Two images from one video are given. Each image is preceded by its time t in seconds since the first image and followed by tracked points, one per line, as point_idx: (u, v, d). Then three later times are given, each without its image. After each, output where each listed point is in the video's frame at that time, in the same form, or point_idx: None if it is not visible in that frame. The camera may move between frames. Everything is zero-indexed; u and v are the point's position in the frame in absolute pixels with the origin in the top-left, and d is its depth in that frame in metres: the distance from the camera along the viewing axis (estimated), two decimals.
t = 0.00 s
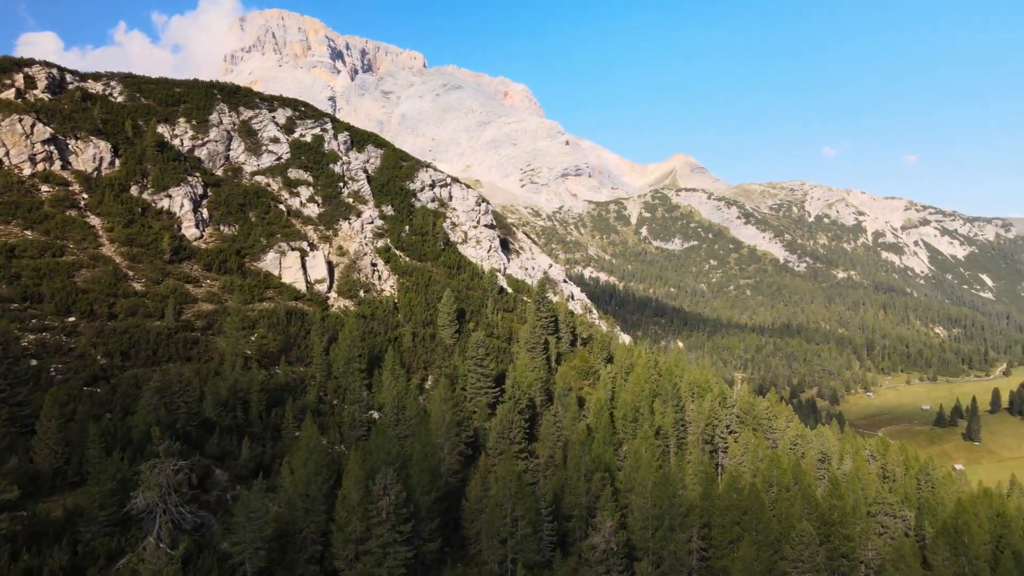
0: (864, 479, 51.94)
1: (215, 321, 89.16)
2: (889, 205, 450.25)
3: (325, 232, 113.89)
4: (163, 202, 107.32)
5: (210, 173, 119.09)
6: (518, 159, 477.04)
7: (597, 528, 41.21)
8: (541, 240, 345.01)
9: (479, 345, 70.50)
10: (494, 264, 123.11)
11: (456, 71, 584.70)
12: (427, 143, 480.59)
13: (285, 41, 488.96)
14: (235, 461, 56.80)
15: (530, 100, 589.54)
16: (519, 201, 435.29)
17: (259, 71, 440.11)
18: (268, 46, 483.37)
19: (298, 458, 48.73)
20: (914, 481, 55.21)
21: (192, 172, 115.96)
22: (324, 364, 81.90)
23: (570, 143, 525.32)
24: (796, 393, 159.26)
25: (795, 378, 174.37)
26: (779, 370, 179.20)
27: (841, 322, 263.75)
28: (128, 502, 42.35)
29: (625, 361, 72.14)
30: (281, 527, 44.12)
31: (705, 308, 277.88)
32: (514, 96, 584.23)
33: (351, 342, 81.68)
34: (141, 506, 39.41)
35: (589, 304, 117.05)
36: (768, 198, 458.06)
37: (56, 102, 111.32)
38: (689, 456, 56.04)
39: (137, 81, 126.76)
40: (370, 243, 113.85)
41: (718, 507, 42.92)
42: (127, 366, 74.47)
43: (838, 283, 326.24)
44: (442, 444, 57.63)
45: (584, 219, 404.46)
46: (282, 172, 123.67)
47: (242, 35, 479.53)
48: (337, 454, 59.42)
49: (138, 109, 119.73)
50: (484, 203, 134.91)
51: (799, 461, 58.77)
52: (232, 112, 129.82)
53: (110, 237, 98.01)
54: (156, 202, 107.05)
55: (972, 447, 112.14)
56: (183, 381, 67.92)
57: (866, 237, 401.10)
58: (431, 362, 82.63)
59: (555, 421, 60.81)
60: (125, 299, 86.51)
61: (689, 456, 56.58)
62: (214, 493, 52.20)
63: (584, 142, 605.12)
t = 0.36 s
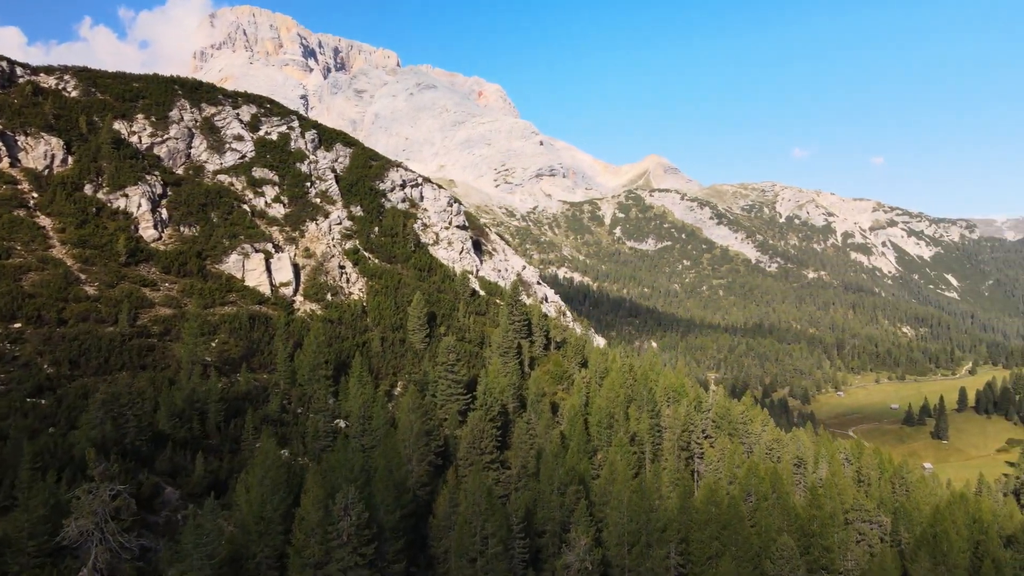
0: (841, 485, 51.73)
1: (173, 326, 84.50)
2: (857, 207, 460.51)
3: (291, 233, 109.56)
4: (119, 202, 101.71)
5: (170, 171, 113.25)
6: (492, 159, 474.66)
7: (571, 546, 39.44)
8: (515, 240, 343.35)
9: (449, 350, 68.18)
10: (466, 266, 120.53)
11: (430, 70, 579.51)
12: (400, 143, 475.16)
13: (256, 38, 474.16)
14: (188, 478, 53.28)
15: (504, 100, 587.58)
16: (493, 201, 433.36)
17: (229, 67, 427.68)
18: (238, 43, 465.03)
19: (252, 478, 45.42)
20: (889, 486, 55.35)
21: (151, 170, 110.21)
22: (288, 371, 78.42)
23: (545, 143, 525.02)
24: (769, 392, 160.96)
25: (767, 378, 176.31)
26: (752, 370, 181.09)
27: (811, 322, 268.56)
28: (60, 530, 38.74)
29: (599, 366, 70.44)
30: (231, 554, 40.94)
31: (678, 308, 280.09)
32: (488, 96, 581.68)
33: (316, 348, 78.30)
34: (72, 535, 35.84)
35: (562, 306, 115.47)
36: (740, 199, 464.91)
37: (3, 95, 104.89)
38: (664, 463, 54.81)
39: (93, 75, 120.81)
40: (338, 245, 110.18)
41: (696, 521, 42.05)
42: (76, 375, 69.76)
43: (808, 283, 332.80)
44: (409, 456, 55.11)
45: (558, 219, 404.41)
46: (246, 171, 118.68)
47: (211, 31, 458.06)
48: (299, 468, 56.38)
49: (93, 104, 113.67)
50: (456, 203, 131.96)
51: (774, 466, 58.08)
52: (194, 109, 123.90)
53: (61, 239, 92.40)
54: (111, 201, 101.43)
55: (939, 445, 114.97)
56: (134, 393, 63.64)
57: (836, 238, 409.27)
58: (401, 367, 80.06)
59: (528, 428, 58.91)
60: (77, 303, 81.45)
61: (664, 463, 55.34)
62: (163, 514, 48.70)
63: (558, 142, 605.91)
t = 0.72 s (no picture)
0: (817, 491, 51.91)
1: (128, 332, 79.80)
2: (827, 208, 470.65)
3: (255, 235, 105.25)
4: (71, 202, 95.83)
5: (128, 169, 107.08)
6: (466, 159, 471.40)
7: (545, 566, 37.87)
8: (490, 241, 341.07)
9: (419, 356, 65.69)
10: (437, 268, 117.81)
11: (404, 69, 572.50)
12: (374, 143, 469.08)
13: (227, 35, 450.87)
14: (137, 497, 49.84)
15: (479, 100, 584.12)
16: (467, 201, 430.42)
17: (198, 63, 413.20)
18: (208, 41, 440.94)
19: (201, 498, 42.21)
20: (863, 490, 56.37)
21: (107, 168, 104.06)
22: (250, 378, 74.81)
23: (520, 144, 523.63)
24: (742, 392, 162.58)
25: (739, 378, 178.04)
26: (724, 370, 182.94)
27: (783, 322, 273.01)
28: None
29: (573, 369, 68.77)
30: None
31: (652, 309, 281.88)
32: (463, 96, 577.50)
33: (280, 354, 74.86)
34: None
35: (536, 309, 113.81)
36: (713, 200, 470.99)
37: None
38: (640, 472, 53.34)
39: (46, 69, 114.52)
40: (305, 246, 106.39)
41: (675, 537, 41.49)
42: (19, 386, 65.06)
43: (779, 283, 338.57)
44: (375, 469, 52.67)
45: (533, 220, 403.68)
46: (208, 170, 113.35)
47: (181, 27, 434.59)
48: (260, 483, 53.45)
49: (44, 99, 107.14)
50: (427, 203, 128.97)
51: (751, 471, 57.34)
52: (153, 105, 117.64)
53: (7, 241, 86.67)
54: (64, 201, 95.57)
55: (908, 444, 117.59)
56: (82, 406, 59.56)
57: (806, 238, 417.12)
58: (369, 373, 77.36)
59: (501, 436, 57.04)
60: (23, 309, 76.33)
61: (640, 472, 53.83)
62: (106, 537, 45.37)
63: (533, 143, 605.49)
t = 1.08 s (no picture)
0: (796, 499, 51.65)
1: (80, 339, 74.91)
2: (798, 209, 479.55)
3: (218, 236, 100.05)
4: (20, 201, 88.60)
5: (82, 168, 100.03)
6: (441, 159, 467.19)
7: None
8: (464, 241, 338.49)
9: (388, 362, 63.18)
10: (408, 270, 114.49)
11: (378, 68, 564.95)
12: (347, 143, 462.93)
13: (198, 32, 435.59)
14: (79, 519, 46.46)
15: (454, 100, 579.75)
16: (441, 201, 426.30)
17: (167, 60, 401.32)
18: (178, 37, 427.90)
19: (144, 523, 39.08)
20: (841, 497, 56.98)
21: (59, 166, 96.82)
22: (210, 386, 70.97)
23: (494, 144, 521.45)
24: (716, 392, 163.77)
25: (713, 378, 179.47)
26: (698, 370, 184.22)
27: (755, 322, 276.71)
28: None
29: (547, 374, 66.96)
30: None
31: (627, 309, 283.12)
32: (437, 96, 572.69)
33: (241, 361, 71.20)
34: None
35: (510, 311, 111.99)
36: (686, 201, 476.18)
37: None
38: (616, 480, 52.04)
39: None
40: (269, 248, 102.17)
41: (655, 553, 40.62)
42: None
43: (751, 283, 343.52)
44: (338, 482, 50.09)
45: (508, 220, 402.18)
46: (168, 169, 107.14)
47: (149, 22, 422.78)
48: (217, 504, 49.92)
49: None
50: (398, 203, 125.64)
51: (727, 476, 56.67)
52: (110, 100, 110.54)
53: None
54: (12, 201, 88.23)
55: (879, 442, 119.61)
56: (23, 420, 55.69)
57: (778, 239, 424.36)
58: (337, 380, 74.53)
59: (473, 446, 55.05)
60: None
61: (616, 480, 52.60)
62: (43, 565, 42.12)
63: (508, 143, 604.14)
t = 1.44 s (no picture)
0: (775, 505, 51.59)
1: (32, 346, 69.73)
2: (772, 210, 487.56)
3: (182, 237, 94.28)
4: None
5: (35, 166, 91.11)
6: (418, 159, 462.05)
7: None
8: (441, 241, 335.53)
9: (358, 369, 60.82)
10: (380, 273, 110.04)
11: (354, 67, 557.19)
12: (323, 142, 455.31)
13: (170, 28, 432.90)
14: (20, 542, 43.47)
15: (431, 100, 574.08)
16: (418, 200, 421.12)
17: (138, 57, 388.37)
18: (150, 36, 417.76)
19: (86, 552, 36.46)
20: (818, 503, 57.42)
21: (10, 163, 87.72)
22: (172, 393, 67.64)
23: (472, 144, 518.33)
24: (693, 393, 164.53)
25: (690, 379, 180.62)
26: (675, 370, 185.51)
27: (731, 322, 280.04)
28: None
29: (523, 379, 65.14)
30: None
31: (605, 309, 283.87)
32: (414, 96, 567.07)
33: (205, 367, 67.57)
34: None
35: (486, 314, 109.95)
36: (663, 201, 480.43)
37: None
38: (593, 489, 50.75)
39: None
40: (236, 250, 97.38)
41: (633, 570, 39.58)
42: None
43: (727, 284, 347.87)
44: (304, 496, 47.86)
45: (485, 220, 399.96)
46: (129, 167, 98.83)
47: (119, 17, 410.11)
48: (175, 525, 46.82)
49: None
50: (371, 203, 121.24)
51: (705, 482, 56.11)
52: (67, 95, 100.92)
53: None
54: None
55: (853, 442, 121.29)
56: None
57: (753, 240, 430.50)
58: (306, 387, 71.96)
59: (446, 455, 53.37)
60: None
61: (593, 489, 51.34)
62: None
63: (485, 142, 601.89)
